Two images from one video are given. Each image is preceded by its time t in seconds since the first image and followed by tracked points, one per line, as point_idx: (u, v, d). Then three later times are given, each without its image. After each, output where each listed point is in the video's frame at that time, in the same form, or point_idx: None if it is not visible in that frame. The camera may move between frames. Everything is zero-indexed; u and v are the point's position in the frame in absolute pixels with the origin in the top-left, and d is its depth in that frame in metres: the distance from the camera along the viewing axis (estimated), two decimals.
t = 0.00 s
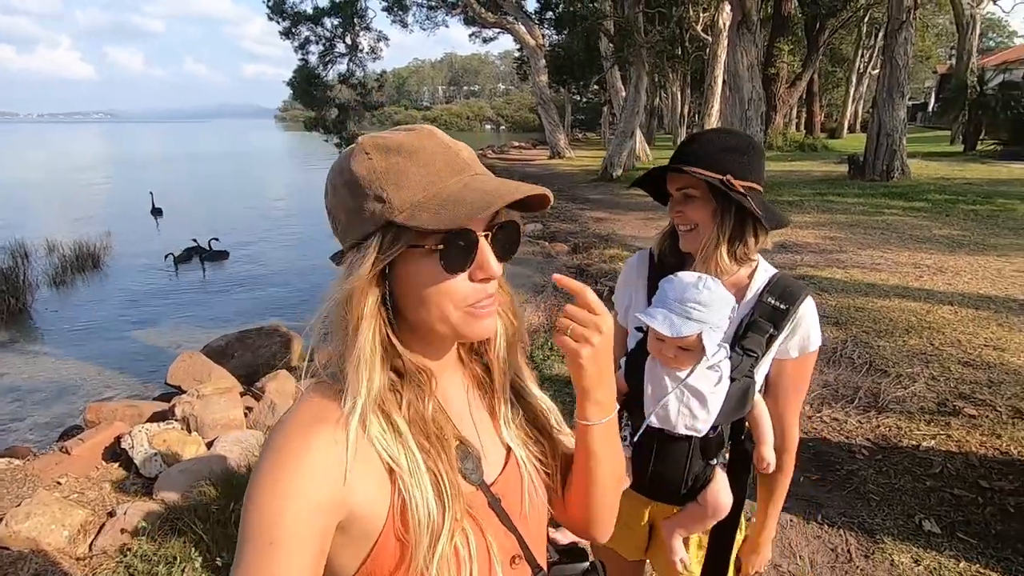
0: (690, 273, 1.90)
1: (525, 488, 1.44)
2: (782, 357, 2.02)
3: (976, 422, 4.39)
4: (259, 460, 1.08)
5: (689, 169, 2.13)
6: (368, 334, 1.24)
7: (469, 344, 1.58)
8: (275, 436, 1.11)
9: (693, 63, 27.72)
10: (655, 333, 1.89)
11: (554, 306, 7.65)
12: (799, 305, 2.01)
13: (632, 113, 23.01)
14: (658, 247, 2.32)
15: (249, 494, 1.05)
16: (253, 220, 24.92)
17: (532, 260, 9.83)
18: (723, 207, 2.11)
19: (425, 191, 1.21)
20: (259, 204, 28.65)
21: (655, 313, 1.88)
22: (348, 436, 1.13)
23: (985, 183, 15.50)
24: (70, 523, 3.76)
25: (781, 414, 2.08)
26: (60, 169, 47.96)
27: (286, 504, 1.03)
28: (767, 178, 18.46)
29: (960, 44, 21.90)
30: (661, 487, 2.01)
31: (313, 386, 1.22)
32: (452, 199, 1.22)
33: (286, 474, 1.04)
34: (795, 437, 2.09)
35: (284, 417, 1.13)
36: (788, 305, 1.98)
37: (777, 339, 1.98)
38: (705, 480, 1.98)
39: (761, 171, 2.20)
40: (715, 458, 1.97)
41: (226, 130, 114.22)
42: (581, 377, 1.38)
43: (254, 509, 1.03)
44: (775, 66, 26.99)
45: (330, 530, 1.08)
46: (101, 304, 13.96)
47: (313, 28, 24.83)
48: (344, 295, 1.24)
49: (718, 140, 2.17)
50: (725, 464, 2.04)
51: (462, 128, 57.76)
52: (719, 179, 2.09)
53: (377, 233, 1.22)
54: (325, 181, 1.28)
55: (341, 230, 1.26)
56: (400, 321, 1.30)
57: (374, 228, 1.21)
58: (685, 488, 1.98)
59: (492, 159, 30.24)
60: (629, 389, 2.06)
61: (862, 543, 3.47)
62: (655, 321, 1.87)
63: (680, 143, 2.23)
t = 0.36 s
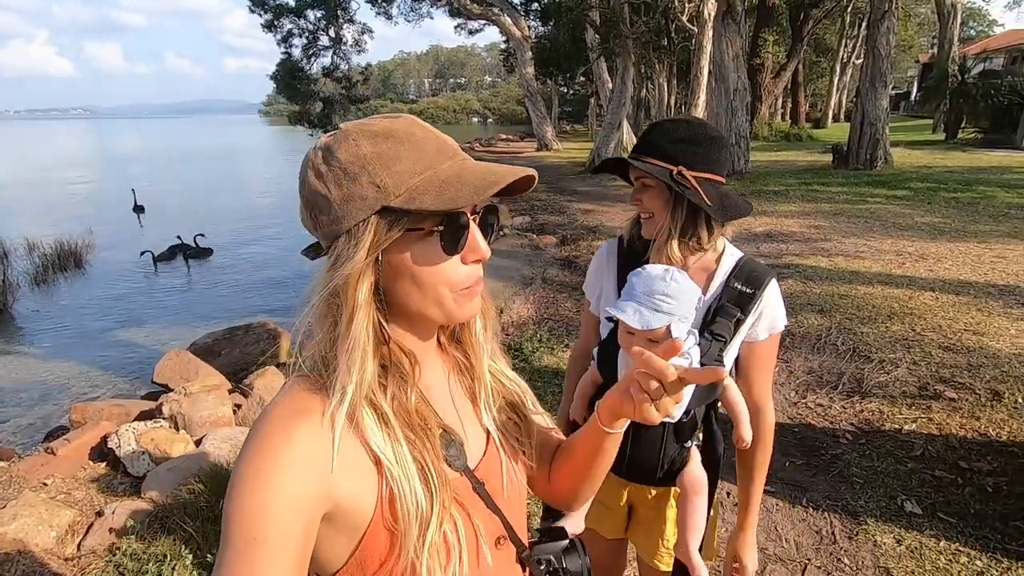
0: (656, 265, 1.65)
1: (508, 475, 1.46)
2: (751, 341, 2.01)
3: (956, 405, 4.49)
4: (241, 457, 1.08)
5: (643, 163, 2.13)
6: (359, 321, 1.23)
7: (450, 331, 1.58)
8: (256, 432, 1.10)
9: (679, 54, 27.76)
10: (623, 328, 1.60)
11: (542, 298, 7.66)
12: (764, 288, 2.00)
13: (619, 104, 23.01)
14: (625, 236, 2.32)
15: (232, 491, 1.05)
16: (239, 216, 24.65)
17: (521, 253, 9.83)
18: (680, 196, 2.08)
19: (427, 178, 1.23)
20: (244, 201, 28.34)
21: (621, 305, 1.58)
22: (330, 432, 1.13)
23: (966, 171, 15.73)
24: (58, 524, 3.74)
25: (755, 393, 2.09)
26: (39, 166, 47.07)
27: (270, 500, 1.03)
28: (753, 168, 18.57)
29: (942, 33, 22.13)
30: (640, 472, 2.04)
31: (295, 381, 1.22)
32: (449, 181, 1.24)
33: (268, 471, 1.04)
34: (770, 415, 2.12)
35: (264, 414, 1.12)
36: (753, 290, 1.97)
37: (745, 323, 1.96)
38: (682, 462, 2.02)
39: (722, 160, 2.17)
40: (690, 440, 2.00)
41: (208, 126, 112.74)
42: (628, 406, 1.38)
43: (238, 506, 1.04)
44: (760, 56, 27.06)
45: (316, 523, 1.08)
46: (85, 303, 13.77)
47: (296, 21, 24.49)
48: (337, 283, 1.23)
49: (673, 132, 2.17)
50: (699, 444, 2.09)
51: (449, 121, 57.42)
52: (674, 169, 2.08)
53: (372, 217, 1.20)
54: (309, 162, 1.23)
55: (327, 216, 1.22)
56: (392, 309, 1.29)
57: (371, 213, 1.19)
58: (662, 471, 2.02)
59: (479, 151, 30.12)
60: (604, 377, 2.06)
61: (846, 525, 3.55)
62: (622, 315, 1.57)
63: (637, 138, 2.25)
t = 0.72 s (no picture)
0: (632, 265, 1.87)
1: (495, 473, 1.47)
2: (727, 334, 2.01)
3: (949, 400, 4.51)
4: (230, 459, 1.07)
5: (621, 159, 2.13)
6: (350, 320, 1.23)
7: (438, 328, 1.59)
8: (245, 433, 1.09)
9: (675, 49, 27.72)
10: (601, 326, 1.85)
11: (538, 295, 7.66)
12: (743, 284, 2.00)
13: (615, 100, 22.98)
14: (605, 234, 2.32)
15: (222, 491, 1.04)
16: (234, 213, 24.56)
17: (517, 249, 9.81)
18: (658, 192, 2.07)
19: (418, 173, 1.22)
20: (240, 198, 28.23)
21: (599, 307, 1.83)
22: (318, 433, 1.12)
23: (961, 166, 15.77)
24: (52, 524, 3.73)
25: (731, 388, 2.08)
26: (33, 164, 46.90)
27: (259, 503, 1.03)
28: (749, 164, 18.57)
29: (938, 29, 22.14)
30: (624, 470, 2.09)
31: (282, 382, 1.21)
32: (439, 174, 1.24)
33: (257, 473, 1.04)
34: (744, 409, 2.10)
35: (252, 417, 1.11)
36: (732, 286, 1.97)
37: (722, 319, 1.96)
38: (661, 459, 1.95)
39: (699, 157, 2.17)
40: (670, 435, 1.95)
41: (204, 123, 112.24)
42: (617, 449, 1.47)
43: (226, 508, 1.03)
44: (757, 53, 26.97)
45: (306, 525, 1.08)
46: (79, 301, 13.69)
47: (290, 17, 24.35)
48: (329, 279, 1.21)
49: (652, 128, 2.17)
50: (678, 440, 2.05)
51: (446, 118, 57.29)
52: (651, 168, 2.08)
53: (364, 211, 1.19)
54: (296, 158, 1.22)
55: (316, 213, 1.19)
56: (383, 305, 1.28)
57: (362, 206, 1.18)
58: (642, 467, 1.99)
59: (476, 148, 30.05)
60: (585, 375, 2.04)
61: (840, 520, 3.56)
62: (600, 316, 1.82)
63: (616, 134, 2.25)
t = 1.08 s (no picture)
0: (618, 246, 1.93)
1: (481, 456, 1.47)
2: (711, 329, 2.03)
3: (950, 396, 4.48)
4: (208, 442, 1.05)
5: (616, 145, 2.11)
6: (331, 297, 1.21)
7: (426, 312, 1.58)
8: (224, 415, 1.08)
9: (677, 49, 27.68)
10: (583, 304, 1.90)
11: (538, 293, 7.63)
12: (729, 277, 2.01)
13: (616, 99, 22.95)
14: (592, 224, 2.30)
15: (200, 475, 1.02)
16: (235, 214, 24.59)
17: (516, 248, 9.78)
18: (651, 181, 2.06)
19: (395, 142, 1.21)
20: (241, 198, 28.25)
21: (581, 283, 1.89)
22: (299, 417, 1.10)
23: (964, 164, 15.71)
24: (49, 520, 3.73)
25: (710, 378, 2.11)
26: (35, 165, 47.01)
27: (237, 487, 1.01)
28: (750, 163, 18.51)
29: (941, 27, 22.05)
30: (604, 462, 2.02)
31: (262, 363, 1.19)
32: (416, 140, 1.22)
33: (235, 455, 1.02)
34: (722, 397, 2.14)
35: (230, 402, 1.09)
36: (719, 278, 1.97)
37: (707, 311, 1.98)
38: (645, 448, 1.99)
39: (691, 148, 2.17)
40: (654, 426, 1.98)
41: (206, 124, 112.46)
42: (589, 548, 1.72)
43: (204, 495, 1.01)
44: (758, 51, 27.01)
45: (288, 509, 1.06)
46: (80, 301, 13.71)
47: (291, 17, 24.36)
48: (308, 252, 1.19)
49: (647, 115, 2.16)
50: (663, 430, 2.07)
51: (447, 118, 57.30)
52: (645, 154, 2.06)
53: (340, 181, 1.18)
54: (272, 135, 1.20)
55: (293, 187, 1.18)
56: (365, 281, 1.27)
57: (338, 177, 1.17)
58: (627, 458, 2.00)
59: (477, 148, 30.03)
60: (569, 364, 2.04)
61: (839, 516, 3.53)
62: (580, 290, 1.88)
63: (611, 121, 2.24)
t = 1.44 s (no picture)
0: (616, 247, 1.94)
1: (477, 450, 1.47)
2: (707, 326, 2.06)
3: (966, 403, 4.39)
4: (203, 435, 1.06)
5: (613, 146, 2.09)
6: (327, 288, 1.23)
7: (424, 307, 1.60)
8: (219, 407, 1.09)
9: (689, 53, 27.60)
10: (585, 304, 1.90)
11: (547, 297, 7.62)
12: (723, 276, 2.04)
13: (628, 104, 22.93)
14: (584, 225, 2.29)
15: (195, 468, 1.03)
16: (250, 218, 24.89)
17: (526, 252, 9.80)
18: (648, 183, 2.07)
19: (386, 124, 1.22)
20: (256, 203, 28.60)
21: (582, 284, 1.89)
22: (293, 411, 1.11)
23: (982, 169, 15.46)
24: (61, 517, 3.78)
25: (706, 374, 2.13)
26: (57, 171, 48.05)
27: (231, 480, 1.02)
28: (764, 168, 18.36)
29: (959, 30, 21.74)
30: (607, 464, 1.98)
31: (257, 356, 1.20)
32: (406, 121, 1.24)
33: (230, 448, 1.03)
34: (717, 393, 2.17)
35: (225, 395, 1.11)
36: (713, 276, 2.00)
37: (703, 309, 2.00)
38: (649, 448, 1.98)
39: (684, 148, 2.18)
40: (656, 426, 1.98)
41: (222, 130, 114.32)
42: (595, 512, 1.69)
43: (197, 488, 1.02)
44: (772, 56, 26.80)
45: (282, 504, 1.07)
46: (97, 303, 13.94)
47: (306, 24, 24.68)
48: (304, 239, 1.21)
49: (641, 116, 2.14)
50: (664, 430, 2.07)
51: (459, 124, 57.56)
52: (643, 155, 2.05)
53: (334, 168, 1.20)
54: (266, 128, 1.23)
55: (288, 178, 1.20)
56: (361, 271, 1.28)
57: (330, 165, 1.19)
58: (631, 459, 1.97)
59: (488, 153, 30.14)
60: (570, 365, 2.01)
61: (850, 524, 3.47)
62: (583, 292, 1.88)
63: (604, 121, 2.21)
